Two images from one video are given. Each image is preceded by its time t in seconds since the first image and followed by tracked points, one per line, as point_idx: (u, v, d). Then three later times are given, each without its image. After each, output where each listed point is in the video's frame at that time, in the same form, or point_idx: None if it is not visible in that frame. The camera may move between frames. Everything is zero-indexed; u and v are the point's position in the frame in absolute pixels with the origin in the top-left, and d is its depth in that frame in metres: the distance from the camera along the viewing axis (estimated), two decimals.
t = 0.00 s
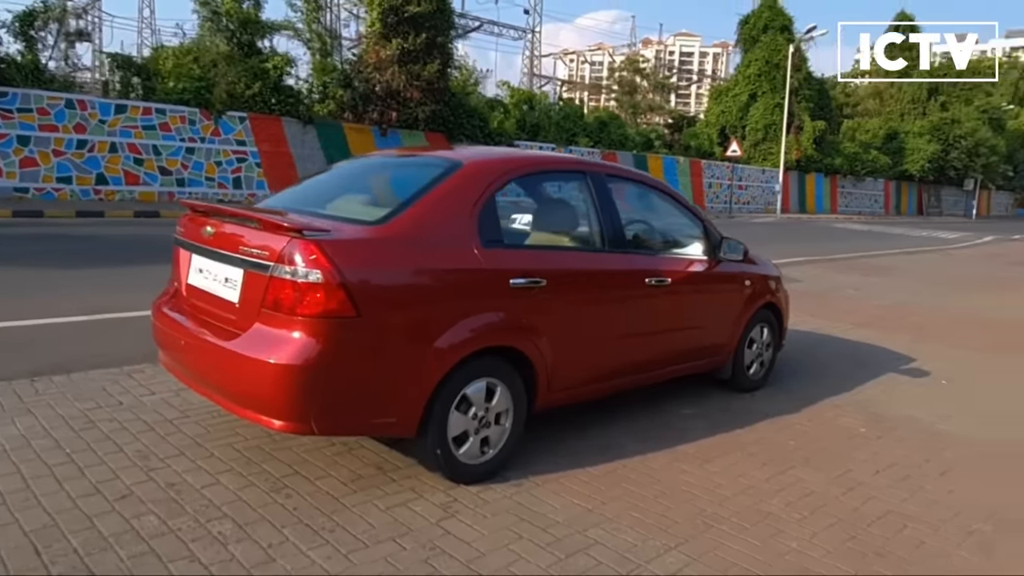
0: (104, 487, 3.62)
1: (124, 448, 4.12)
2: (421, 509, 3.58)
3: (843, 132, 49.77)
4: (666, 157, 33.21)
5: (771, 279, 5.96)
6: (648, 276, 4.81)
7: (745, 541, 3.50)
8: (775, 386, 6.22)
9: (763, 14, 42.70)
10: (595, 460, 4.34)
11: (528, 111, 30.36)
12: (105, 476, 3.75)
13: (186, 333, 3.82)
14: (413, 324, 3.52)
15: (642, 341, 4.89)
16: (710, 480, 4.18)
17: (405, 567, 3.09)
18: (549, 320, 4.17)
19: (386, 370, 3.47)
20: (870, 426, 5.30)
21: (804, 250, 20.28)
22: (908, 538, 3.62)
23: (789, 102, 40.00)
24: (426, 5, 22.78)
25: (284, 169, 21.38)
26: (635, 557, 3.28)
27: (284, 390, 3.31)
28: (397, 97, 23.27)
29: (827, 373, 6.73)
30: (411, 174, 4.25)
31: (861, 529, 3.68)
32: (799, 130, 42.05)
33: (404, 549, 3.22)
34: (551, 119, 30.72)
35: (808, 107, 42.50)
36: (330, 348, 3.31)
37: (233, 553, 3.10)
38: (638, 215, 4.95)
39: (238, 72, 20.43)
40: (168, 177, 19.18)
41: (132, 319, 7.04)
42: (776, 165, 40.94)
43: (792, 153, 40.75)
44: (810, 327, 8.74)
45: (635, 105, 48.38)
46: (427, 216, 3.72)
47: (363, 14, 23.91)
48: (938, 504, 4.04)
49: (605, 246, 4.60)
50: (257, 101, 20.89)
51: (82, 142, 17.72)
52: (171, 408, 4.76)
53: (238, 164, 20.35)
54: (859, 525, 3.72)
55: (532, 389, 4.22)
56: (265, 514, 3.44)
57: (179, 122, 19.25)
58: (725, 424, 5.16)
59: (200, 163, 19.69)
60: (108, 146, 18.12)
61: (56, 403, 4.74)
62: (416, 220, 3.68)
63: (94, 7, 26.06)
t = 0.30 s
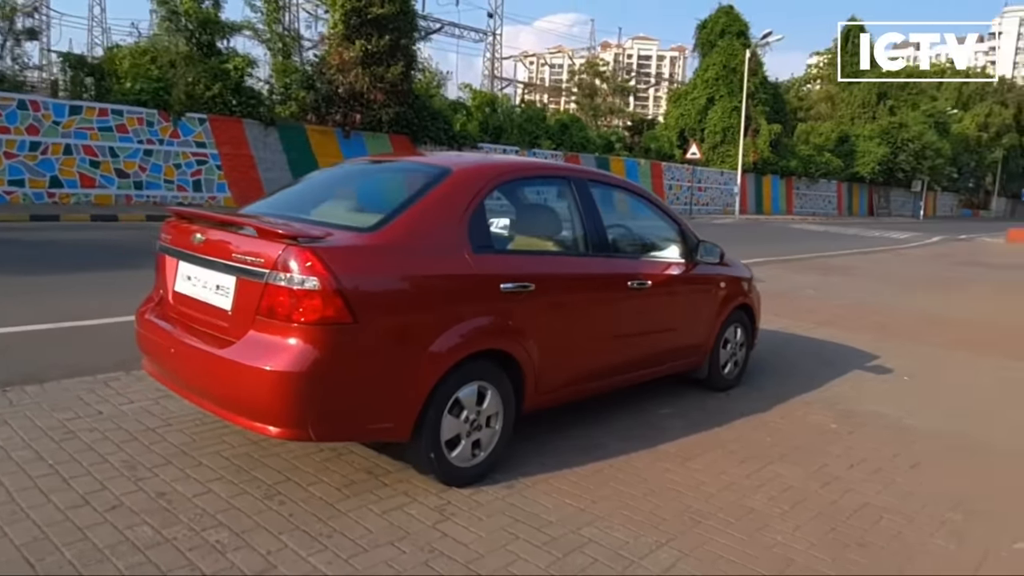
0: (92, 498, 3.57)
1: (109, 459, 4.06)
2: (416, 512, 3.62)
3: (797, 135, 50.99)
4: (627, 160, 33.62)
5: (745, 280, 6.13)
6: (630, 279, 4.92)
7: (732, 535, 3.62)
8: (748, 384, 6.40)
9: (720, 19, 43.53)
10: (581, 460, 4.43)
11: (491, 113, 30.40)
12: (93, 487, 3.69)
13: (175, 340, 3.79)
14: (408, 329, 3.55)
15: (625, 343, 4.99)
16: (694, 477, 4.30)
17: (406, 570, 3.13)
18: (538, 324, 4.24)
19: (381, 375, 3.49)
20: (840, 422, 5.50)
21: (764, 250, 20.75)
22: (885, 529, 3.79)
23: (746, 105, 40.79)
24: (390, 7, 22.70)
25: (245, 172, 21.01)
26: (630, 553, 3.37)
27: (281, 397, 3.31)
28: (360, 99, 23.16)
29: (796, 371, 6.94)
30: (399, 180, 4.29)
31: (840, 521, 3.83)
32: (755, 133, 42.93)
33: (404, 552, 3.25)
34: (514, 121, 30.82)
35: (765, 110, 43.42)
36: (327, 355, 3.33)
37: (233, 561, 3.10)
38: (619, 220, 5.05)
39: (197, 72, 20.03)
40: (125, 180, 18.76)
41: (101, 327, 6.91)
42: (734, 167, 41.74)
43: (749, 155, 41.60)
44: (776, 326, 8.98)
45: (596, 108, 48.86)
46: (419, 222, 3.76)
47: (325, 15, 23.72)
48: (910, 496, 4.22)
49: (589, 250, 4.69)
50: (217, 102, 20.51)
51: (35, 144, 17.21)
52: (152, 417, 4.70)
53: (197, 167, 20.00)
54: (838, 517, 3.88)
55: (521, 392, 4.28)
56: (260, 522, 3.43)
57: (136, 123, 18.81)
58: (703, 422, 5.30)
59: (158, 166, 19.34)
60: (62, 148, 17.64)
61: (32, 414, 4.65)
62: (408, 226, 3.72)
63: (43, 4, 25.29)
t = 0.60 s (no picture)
0: (90, 506, 3.54)
1: (103, 465, 4.01)
2: (418, 515, 3.62)
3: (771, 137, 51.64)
4: (605, 161, 33.82)
5: (732, 281, 6.22)
6: (623, 281, 4.98)
7: (729, 533, 3.68)
8: (735, 384, 6.50)
9: (696, 22, 43.98)
10: (578, 461, 4.46)
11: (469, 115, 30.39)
12: (90, 494, 3.65)
13: (173, 345, 3.76)
14: (409, 332, 3.56)
15: (618, 345, 5.04)
16: (689, 477, 4.36)
17: (412, 572, 3.13)
18: (535, 326, 4.27)
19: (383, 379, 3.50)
20: (827, 421, 5.61)
21: (742, 250, 21.00)
22: (877, 524, 3.88)
23: (721, 107, 41.21)
24: (368, 7, 22.60)
25: (222, 173, 20.74)
26: (631, 553, 3.41)
27: (284, 402, 3.31)
28: (339, 99, 23.06)
29: (780, 371, 7.06)
30: (397, 183, 4.30)
31: (834, 518, 3.91)
32: (731, 135, 43.40)
33: (408, 555, 3.26)
34: (492, 123, 30.82)
35: (740, 112, 43.91)
36: (331, 359, 3.33)
37: (238, 567, 3.08)
38: (612, 222, 5.11)
39: (173, 72, 19.76)
40: (99, 181, 18.47)
41: (83, 332, 6.81)
42: (711, 168, 42.15)
43: (725, 157, 42.03)
44: (759, 326, 9.11)
45: (573, 109, 49.08)
46: (419, 226, 3.78)
47: (302, 15, 23.55)
48: (899, 492, 4.32)
49: (583, 253, 4.73)
50: (194, 103, 20.23)
51: (6, 145, 16.86)
52: (144, 422, 4.66)
53: (173, 168, 19.76)
54: (831, 514, 3.96)
55: (519, 395, 4.30)
56: (263, 527, 3.42)
57: (111, 124, 18.53)
58: (694, 422, 5.37)
59: (134, 167, 19.07)
60: (34, 148, 17.30)
61: (20, 421, 4.57)
62: (409, 230, 3.74)
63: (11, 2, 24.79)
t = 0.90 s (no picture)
0: (101, 509, 3.51)
1: (112, 468, 3.98)
2: (433, 516, 3.62)
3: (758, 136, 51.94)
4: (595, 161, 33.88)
5: (734, 280, 6.25)
6: (630, 281, 4.99)
7: (743, 531, 3.70)
8: (736, 382, 6.53)
9: (684, 22, 44.17)
10: (587, 460, 4.47)
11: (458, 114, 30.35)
12: (100, 498, 3.62)
13: (183, 346, 3.73)
14: (423, 333, 3.56)
15: (625, 344, 5.06)
16: (698, 475, 4.38)
17: (431, 572, 3.13)
18: (545, 326, 4.27)
19: (397, 379, 3.49)
20: (830, 418, 5.65)
21: (733, 250, 21.11)
22: (887, 521, 3.91)
23: (710, 107, 41.38)
24: (358, 7, 22.51)
25: (212, 173, 20.57)
26: (648, 551, 3.42)
27: (300, 403, 3.29)
28: (329, 99, 22.99)
29: (780, 369, 7.11)
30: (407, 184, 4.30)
31: (844, 515, 3.95)
32: (719, 135, 43.62)
33: (425, 556, 3.26)
34: (481, 122, 30.79)
35: (727, 112, 44.14)
36: (346, 360, 3.32)
37: (255, 568, 3.07)
38: (618, 222, 5.12)
39: (162, 71, 19.61)
40: (87, 182, 18.27)
41: (80, 334, 6.76)
42: (699, 168, 42.33)
43: (713, 156, 42.22)
44: (755, 325, 9.17)
45: (562, 109, 49.13)
46: (431, 226, 3.78)
47: (291, 14, 23.43)
48: (905, 488, 4.36)
49: (590, 252, 4.74)
50: (182, 103, 20.08)
51: None
52: (150, 425, 4.62)
53: (162, 168, 19.61)
54: (841, 511, 3.99)
55: (529, 395, 4.30)
56: (278, 529, 3.40)
57: (99, 124, 18.36)
58: (699, 421, 5.40)
59: (122, 167, 18.89)
60: (21, 149, 17.10)
61: (23, 425, 4.53)
62: (421, 230, 3.73)
63: None
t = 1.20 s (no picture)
0: (125, 516, 3.48)
1: (132, 475, 3.95)
2: (459, 518, 3.61)
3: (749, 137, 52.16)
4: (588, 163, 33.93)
5: (744, 279, 6.27)
6: (646, 281, 5.00)
7: (768, 529, 3.71)
8: (746, 381, 6.55)
9: (674, 24, 44.32)
10: (607, 461, 4.47)
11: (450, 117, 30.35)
12: (124, 505, 3.60)
13: (205, 351, 3.72)
14: (449, 334, 3.55)
15: (640, 345, 5.06)
16: (718, 474, 4.38)
17: None
18: (565, 327, 4.27)
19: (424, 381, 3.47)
20: (842, 416, 5.68)
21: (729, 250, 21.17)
22: (909, 517, 3.93)
23: (701, 108, 41.51)
24: (352, 10, 22.47)
25: (206, 178, 20.51)
26: (676, 551, 3.42)
27: (327, 407, 3.28)
28: (324, 103, 22.94)
29: (787, 368, 7.13)
30: (425, 187, 4.29)
31: (866, 512, 3.96)
32: (710, 135, 43.79)
33: (456, 559, 3.25)
34: (474, 125, 30.79)
35: (719, 113, 44.34)
36: (374, 363, 3.31)
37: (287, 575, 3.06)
38: (632, 222, 5.12)
39: (155, 76, 19.54)
40: (81, 189, 18.13)
41: (86, 341, 6.70)
42: (692, 169, 42.46)
43: (706, 157, 42.38)
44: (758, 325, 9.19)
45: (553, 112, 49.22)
46: (453, 227, 3.77)
47: (283, 18, 23.36)
48: (925, 485, 4.38)
49: (607, 253, 4.74)
50: (176, 108, 19.99)
51: None
52: (166, 431, 4.58)
53: (156, 174, 19.48)
54: (863, 508, 4.01)
55: (549, 396, 4.29)
56: (305, 534, 3.38)
57: (92, 129, 18.25)
58: (713, 420, 5.41)
59: (116, 172, 18.74)
60: (13, 155, 16.97)
61: (38, 433, 4.49)
62: (444, 232, 3.72)
63: None
